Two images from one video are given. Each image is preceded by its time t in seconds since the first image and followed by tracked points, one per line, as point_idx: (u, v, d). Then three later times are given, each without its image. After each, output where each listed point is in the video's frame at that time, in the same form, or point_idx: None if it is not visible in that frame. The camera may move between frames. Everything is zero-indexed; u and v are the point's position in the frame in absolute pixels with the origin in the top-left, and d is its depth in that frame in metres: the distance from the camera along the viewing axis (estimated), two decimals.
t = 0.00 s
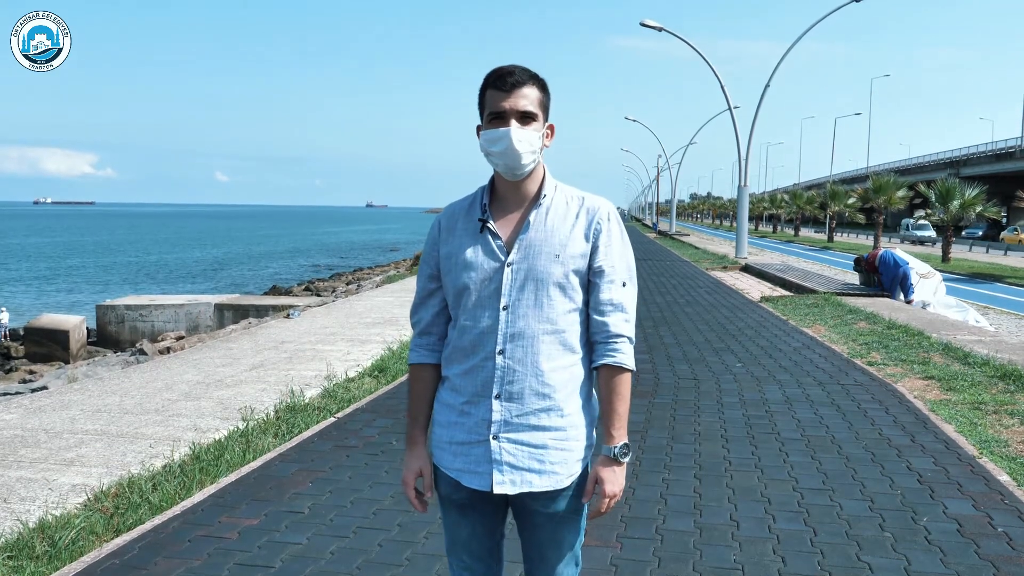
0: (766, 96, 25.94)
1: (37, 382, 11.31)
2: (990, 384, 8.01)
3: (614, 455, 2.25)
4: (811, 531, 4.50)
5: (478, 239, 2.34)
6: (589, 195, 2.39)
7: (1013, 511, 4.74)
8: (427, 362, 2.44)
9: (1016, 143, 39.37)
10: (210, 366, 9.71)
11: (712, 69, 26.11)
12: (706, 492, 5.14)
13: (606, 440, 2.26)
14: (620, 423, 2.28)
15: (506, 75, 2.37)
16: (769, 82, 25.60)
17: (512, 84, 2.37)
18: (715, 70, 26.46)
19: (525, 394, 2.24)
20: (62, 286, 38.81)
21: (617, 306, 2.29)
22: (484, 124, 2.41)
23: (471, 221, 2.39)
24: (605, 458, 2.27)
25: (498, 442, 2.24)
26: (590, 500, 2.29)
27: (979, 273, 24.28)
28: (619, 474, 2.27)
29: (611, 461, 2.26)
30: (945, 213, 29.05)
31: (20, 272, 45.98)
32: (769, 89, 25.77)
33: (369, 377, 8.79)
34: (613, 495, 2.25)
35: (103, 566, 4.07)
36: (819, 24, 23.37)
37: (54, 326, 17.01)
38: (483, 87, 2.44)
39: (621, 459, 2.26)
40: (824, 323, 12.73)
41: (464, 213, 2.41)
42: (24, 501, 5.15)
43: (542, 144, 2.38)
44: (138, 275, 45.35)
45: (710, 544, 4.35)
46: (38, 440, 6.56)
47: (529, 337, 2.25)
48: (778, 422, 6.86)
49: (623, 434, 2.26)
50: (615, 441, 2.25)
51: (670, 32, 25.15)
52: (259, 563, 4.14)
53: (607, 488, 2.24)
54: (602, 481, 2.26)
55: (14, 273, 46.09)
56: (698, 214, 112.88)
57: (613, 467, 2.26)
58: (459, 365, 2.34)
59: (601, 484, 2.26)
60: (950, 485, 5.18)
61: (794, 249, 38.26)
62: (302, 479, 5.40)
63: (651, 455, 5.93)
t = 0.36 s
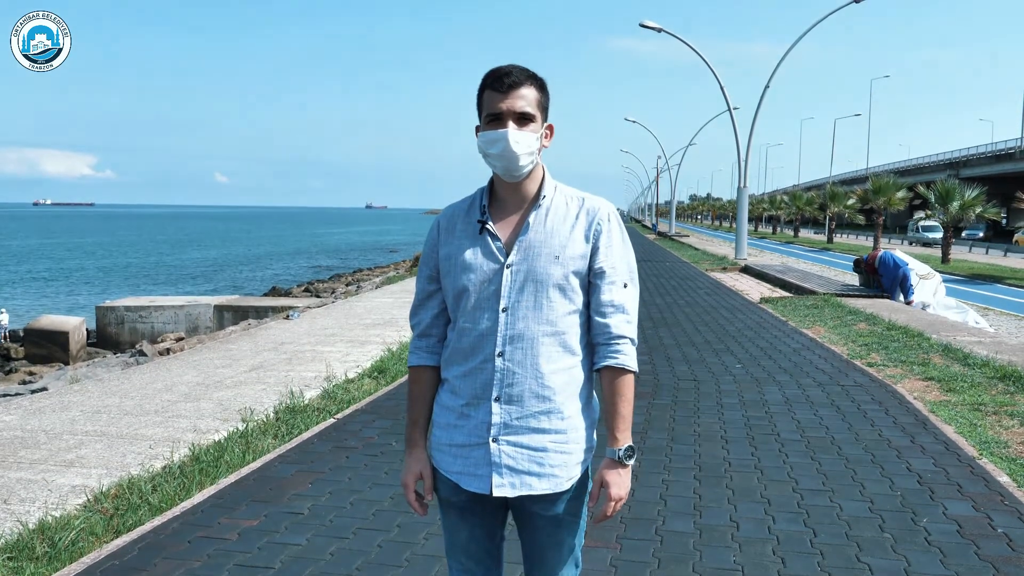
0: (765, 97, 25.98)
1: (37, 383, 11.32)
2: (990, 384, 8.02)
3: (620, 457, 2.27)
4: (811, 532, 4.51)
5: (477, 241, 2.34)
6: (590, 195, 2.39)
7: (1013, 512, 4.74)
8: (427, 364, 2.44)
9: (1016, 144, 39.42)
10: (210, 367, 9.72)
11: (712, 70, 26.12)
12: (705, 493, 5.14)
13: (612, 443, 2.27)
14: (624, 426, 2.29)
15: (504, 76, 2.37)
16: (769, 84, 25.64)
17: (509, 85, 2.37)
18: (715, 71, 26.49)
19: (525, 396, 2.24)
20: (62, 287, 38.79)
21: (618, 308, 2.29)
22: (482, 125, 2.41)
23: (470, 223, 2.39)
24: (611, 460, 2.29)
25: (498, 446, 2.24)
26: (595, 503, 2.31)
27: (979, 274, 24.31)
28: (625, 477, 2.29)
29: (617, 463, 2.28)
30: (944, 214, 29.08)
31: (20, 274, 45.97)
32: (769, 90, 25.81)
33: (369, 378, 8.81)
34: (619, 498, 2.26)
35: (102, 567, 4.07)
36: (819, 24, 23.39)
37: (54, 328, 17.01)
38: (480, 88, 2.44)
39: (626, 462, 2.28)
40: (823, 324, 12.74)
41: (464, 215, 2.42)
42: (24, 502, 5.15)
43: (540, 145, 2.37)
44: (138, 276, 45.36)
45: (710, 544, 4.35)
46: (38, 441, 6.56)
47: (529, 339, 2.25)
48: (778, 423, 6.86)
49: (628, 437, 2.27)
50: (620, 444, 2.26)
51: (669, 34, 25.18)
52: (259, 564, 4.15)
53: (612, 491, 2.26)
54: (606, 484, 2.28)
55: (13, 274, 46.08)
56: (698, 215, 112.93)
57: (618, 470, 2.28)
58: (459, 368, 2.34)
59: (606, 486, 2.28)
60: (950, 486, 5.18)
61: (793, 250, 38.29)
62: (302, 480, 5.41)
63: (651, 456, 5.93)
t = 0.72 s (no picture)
0: (765, 98, 25.99)
1: (36, 384, 11.31)
2: (990, 385, 8.02)
3: (608, 459, 2.22)
4: (811, 533, 4.50)
5: (477, 242, 2.34)
6: (589, 195, 2.39)
7: (1014, 513, 4.74)
8: (426, 365, 2.44)
9: (1015, 145, 39.45)
10: (210, 368, 9.71)
11: (712, 71, 26.13)
12: (706, 494, 5.14)
13: (602, 444, 2.24)
14: (616, 427, 2.26)
15: (504, 76, 2.38)
16: (768, 84, 25.64)
17: (509, 84, 2.37)
18: (714, 72, 26.51)
19: (526, 398, 2.24)
20: (62, 288, 38.79)
21: (617, 309, 2.28)
22: (482, 125, 2.41)
23: (470, 223, 2.39)
24: (600, 462, 2.24)
25: (499, 447, 2.24)
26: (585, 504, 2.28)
27: (978, 274, 24.32)
28: (613, 479, 2.25)
29: (605, 465, 2.23)
30: (944, 215, 29.10)
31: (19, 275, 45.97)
32: (769, 91, 25.81)
33: (369, 379, 8.81)
34: (605, 500, 2.22)
35: (103, 568, 4.07)
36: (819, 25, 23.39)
37: (54, 329, 17.01)
38: (481, 88, 2.44)
39: (615, 463, 2.23)
40: (823, 324, 12.74)
41: (464, 215, 2.42)
42: (24, 503, 5.15)
43: (539, 145, 2.37)
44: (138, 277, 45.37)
45: (710, 545, 4.35)
46: (38, 441, 6.56)
47: (529, 341, 2.24)
48: (778, 424, 6.86)
49: (618, 439, 2.24)
50: (611, 445, 2.23)
51: (669, 34, 25.19)
52: (258, 565, 4.14)
53: (600, 492, 2.22)
54: (594, 485, 2.24)
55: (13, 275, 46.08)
56: (698, 216, 112.97)
57: (606, 471, 2.24)
58: (459, 370, 2.34)
59: (593, 488, 2.24)
60: (951, 487, 5.18)
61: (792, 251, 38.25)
62: (302, 480, 5.41)
63: (651, 457, 5.93)
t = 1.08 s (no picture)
0: (765, 100, 25.97)
1: (37, 387, 11.30)
2: (990, 388, 8.00)
3: (593, 449, 2.24)
4: (811, 535, 4.50)
5: (462, 244, 2.34)
6: (569, 195, 2.40)
7: (1015, 515, 4.73)
8: (415, 366, 2.45)
9: (1016, 148, 39.42)
10: (210, 371, 9.70)
11: (713, 75, 26.12)
12: (706, 496, 5.14)
13: (587, 434, 2.25)
14: (602, 417, 2.27)
15: (485, 82, 2.37)
16: (769, 87, 25.61)
17: (491, 91, 2.37)
18: (715, 74, 26.49)
19: (516, 394, 2.25)
20: (62, 291, 38.75)
21: (600, 304, 2.28)
22: (464, 129, 2.42)
23: (454, 225, 2.39)
24: (585, 452, 2.25)
25: (492, 442, 2.24)
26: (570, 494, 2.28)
27: (979, 277, 24.29)
28: (598, 468, 2.26)
29: (592, 455, 2.25)
30: (945, 218, 29.07)
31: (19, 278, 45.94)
32: (769, 93, 25.78)
33: (369, 382, 8.80)
34: (591, 489, 2.23)
35: (103, 571, 4.07)
36: (820, 27, 23.38)
37: (54, 331, 17.01)
38: (463, 93, 2.44)
39: (600, 453, 2.25)
40: (824, 327, 12.73)
41: (448, 218, 2.41)
42: (25, 506, 5.15)
43: (520, 150, 2.37)
44: (139, 280, 45.28)
45: (710, 547, 4.35)
46: (38, 444, 6.56)
47: (517, 340, 2.25)
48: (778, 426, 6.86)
49: (604, 429, 2.25)
50: (595, 435, 2.24)
51: (669, 36, 25.15)
52: (258, 568, 4.14)
53: (585, 481, 2.23)
54: (579, 475, 2.24)
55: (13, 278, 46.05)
56: (698, 219, 112.98)
57: (592, 461, 2.25)
58: (450, 369, 2.34)
59: (579, 477, 2.24)
60: (951, 489, 5.18)
61: (793, 253, 38.17)
62: (302, 483, 5.41)
63: (651, 459, 5.92)
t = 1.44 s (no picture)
0: (765, 100, 25.96)
1: (36, 387, 11.27)
2: (990, 388, 8.01)
3: (592, 448, 2.27)
4: (811, 536, 4.51)
5: (458, 243, 2.35)
6: (565, 196, 2.41)
7: (1014, 515, 4.74)
8: (411, 366, 2.45)
9: (1015, 148, 39.43)
10: (210, 371, 9.70)
11: (712, 76, 26.11)
12: (706, 497, 5.14)
13: (585, 433, 2.27)
14: (599, 417, 2.29)
15: (486, 84, 2.38)
16: (768, 87, 25.61)
17: (491, 93, 2.38)
18: (714, 75, 26.48)
19: (512, 393, 2.25)
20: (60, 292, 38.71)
21: (595, 304, 2.29)
22: (464, 130, 2.42)
23: (450, 225, 2.39)
24: (584, 451, 2.28)
25: (487, 441, 2.25)
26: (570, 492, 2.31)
27: (979, 278, 24.31)
28: (598, 466, 2.29)
29: (591, 454, 2.28)
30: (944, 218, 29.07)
31: (19, 278, 45.91)
32: (769, 93, 25.77)
33: (369, 382, 8.81)
34: (591, 486, 2.27)
35: (103, 571, 4.08)
36: (819, 28, 23.39)
37: (54, 332, 17.01)
38: (464, 94, 2.45)
39: (599, 452, 2.28)
40: (823, 328, 12.74)
41: (444, 218, 2.42)
42: (25, 506, 5.16)
43: (518, 152, 2.38)
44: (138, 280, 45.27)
45: (710, 548, 4.36)
46: (38, 444, 6.57)
47: (512, 338, 2.25)
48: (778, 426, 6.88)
49: (602, 428, 2.27)
50: (594, 434, 2.26)
51: (668, 37, 25.16)
52: (258, 568, 4.14)
53: (586, 479, 2.26)
54: (579, 474, 2.28)
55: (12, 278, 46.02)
56: (698, 219, 113.03)
57: (591, 460, 2.28)
58: (446, 367, 2.35)
59: (579, 476, 2.27)
60: (950, 489, 5.19)
61: (793, 254, 38.15)
62: (302, 483, 5.41)
63: (651, 459, 5.93)
